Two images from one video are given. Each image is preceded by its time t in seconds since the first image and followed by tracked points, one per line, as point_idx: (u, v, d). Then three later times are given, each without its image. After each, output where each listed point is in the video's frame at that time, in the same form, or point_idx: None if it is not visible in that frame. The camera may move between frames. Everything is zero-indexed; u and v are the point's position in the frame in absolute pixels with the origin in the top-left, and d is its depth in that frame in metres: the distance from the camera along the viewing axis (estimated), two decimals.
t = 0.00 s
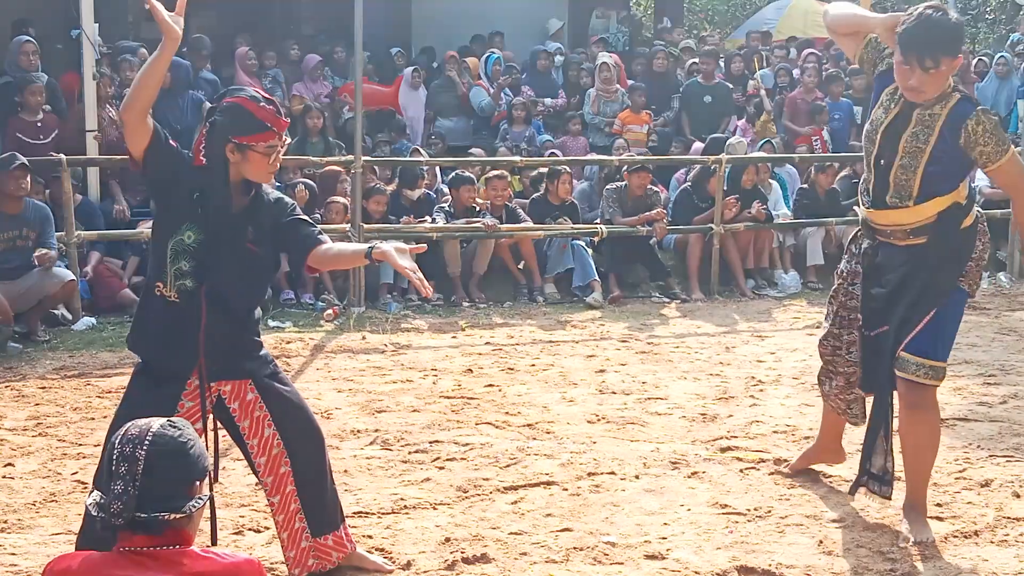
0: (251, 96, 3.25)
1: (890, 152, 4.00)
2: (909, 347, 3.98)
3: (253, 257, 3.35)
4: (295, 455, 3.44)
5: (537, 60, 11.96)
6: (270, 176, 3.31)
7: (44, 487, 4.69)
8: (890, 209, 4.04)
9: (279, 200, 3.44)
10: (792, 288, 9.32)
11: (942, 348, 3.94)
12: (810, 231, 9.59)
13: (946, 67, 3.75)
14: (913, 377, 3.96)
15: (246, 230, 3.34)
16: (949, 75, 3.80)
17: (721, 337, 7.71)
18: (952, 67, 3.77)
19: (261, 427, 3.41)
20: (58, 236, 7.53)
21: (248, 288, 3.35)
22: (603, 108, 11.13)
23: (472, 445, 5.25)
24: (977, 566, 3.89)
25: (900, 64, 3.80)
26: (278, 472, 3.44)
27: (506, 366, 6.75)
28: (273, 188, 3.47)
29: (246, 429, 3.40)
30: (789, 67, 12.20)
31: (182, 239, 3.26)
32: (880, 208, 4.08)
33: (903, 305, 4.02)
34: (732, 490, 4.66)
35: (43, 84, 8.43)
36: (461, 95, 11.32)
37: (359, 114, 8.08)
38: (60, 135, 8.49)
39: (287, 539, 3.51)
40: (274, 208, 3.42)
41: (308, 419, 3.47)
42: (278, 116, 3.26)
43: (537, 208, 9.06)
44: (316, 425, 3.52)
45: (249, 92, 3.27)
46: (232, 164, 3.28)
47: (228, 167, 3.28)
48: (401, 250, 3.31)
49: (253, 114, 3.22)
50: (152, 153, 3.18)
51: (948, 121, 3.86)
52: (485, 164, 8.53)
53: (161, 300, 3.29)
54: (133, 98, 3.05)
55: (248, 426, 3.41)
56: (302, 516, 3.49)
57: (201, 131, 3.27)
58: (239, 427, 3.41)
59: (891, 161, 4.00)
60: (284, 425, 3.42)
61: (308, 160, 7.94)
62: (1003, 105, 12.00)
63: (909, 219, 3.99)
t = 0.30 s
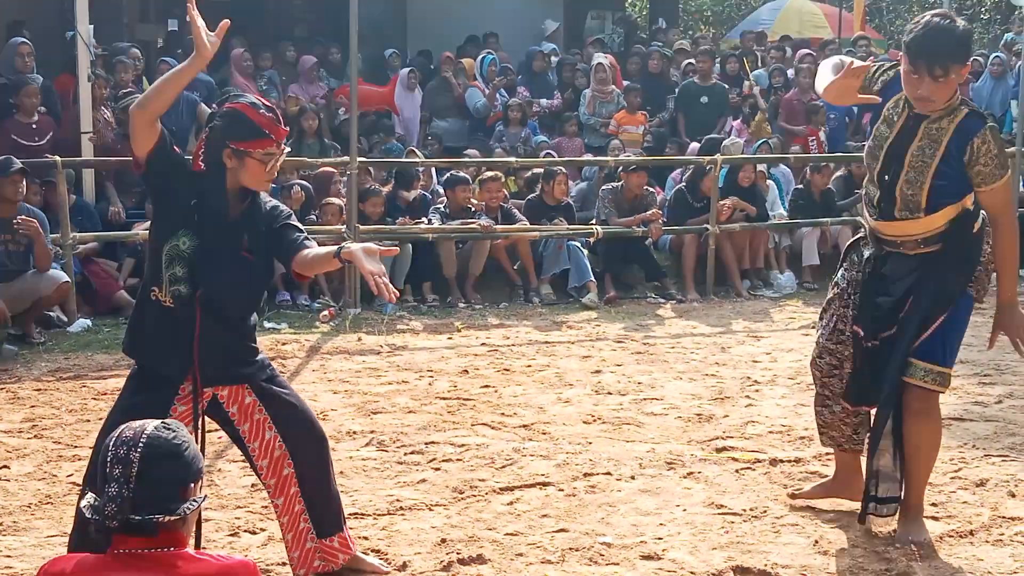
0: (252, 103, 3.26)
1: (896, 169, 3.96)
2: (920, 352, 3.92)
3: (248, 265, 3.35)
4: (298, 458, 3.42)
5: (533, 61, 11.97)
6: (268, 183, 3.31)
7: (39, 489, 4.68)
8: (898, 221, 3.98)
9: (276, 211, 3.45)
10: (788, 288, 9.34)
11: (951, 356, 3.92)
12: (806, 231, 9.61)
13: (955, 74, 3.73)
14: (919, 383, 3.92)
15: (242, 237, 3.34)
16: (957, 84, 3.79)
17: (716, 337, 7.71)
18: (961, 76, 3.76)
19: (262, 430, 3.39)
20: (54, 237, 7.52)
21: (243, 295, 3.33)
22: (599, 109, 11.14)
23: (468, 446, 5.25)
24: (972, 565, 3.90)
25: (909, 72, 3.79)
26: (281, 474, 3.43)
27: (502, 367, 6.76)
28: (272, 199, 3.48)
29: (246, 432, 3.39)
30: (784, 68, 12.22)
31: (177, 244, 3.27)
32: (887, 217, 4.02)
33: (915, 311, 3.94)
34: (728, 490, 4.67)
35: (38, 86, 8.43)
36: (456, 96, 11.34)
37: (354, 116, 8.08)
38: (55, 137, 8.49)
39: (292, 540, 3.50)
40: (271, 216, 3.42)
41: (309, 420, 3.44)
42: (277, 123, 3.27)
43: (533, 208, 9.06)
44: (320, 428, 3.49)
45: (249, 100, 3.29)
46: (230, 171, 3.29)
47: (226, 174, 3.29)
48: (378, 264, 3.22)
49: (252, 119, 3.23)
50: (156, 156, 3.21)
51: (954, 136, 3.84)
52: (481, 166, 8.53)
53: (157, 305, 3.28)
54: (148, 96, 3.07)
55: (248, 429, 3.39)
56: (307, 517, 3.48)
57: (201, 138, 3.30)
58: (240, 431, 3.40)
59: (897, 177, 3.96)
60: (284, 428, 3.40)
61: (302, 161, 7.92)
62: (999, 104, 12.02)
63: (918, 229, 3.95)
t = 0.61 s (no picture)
0: (257, 111, 3.25)
1: (885, 188, 3.82)
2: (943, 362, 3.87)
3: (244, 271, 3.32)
4: (303, 458, 3.42)
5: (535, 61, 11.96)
6: (266, 190, 3.29)
7: (41, 489, 4.69)
8: (898, 233, 3.84)
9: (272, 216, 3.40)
10: (790, 288, 9.34)
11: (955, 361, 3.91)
12: (807, 232, 9.61)
13: (938, 85, 3.57)
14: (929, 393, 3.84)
15: (239, 242, 3.32)
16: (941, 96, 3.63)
17: (718, 337, 7.71)
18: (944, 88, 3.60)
19: (266, 431, 3.40)
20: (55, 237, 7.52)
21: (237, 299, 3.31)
22: (601, 109, 11.14)
23: (470, 446, 5.25)
24: (974, 565, 3.90)
25: (891, 82, 3.62)
26: (287, 475, 3.43)
27: (503, 367, 6.76)
28: (271, 207, 3.44)
29: (251, 434, 3.39)
30: (785, 68, 12.21)
31: (173, 251, 3.27)
32: (881, 223, 3.88)
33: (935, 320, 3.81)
34: (730, 490, 4.67)
35: (40, 86, 8.43)
36: (458, 97, 11.35)
37: (356, 116, 8.08)
38: (56, 137, 8.49)
39: (304, 543, 3.50)
40: (268, 222, 3.38)
41: (311, 419, 3.44)
42: (280, 131, 3.24)
43: (534, 209, 9.06)
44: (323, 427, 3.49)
45: (253, 107, 3.28)
46: (229, 176, 3.28)
47: (225, 180, 3.29)
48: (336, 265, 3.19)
49: (254, 126, 3.21)
50: (160, 162, 3.22)
51: (937, 153, 3.70)
52: (482, 166, 8.53)
53: (156, 310, 3.29)
54: (158, 114, 3.10)
55: (252, 431, 3.39)
56: (317, 518, 3.48)
57: (203, 145, 3.30)
58: (244, 433, 3.40)
59: (886, 195, 3.82)
60: (288, 428, 3.40)
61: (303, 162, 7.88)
62: (1000, 104, 12.02)
63: (916, 240, 3.82)
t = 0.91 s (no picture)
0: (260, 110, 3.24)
1: (856, 187, 3.68)
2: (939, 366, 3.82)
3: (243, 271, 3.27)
4: (303, 458, 3.42)
5: (537, 61, 11.95)
6: (266, 191, 3.28)
7: (42, 489, 4.69)
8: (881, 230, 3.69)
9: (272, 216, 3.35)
10: (792, 288, 9.33)
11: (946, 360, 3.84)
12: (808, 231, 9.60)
13: (878, 66, 3.44)
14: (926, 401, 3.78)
15: (238, 243, 3.28)
16: (884, 76, 3.50)
17: (720, 337, 7.70)
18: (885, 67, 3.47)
19: (266, 431, 3.39)
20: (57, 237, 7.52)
21: (235, 300, 3.29)
22: (603, 109, 11.14)
23: (471, 445, 5.25)
24: (976, 566, 3.89)
25: (833, 77, 3.49)
26: (288, 474, 3.43)
27: (505, 367, 6.76)
28: (274, 209, 3.39)
29: (251, 434, 3.39)
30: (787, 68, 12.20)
31: (173, 251, 3.27)
32: (863, 224, 3.74)
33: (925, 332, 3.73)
34: (731, 490, 4.67)
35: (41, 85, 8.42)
36: (459, 96, 11.36)
37: (357, 116, 8.05)
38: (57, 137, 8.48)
39: (305, 542, 3.50)
40: (268, 222, 3.32)
41: (312, 419, 3.44)
42: (281, 132, 3.23)
43: (536, 208, 9.06)
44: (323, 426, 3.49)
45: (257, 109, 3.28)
46: (230, 177, 3.28)
47: (226, 181, 3.29)
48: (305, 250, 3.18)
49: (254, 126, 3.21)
50: (161, 163, 3.24)
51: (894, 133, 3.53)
52: (483, 165, 8.53)
53: (156, 310, 3.29)
54: (159, 123, 3.13)
55: (251, 431, 3.39)
56: (319, 517, 3.48)
57: (207, 147, 3.32)
58: (244, 432, 3.40)
59: (859, 192, 3.67)
60: (288, 428, 3.39)
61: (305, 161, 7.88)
62: (1002, 104, 12.00)
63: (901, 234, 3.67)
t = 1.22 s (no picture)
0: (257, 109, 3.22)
1: (829, 209, 3.55)
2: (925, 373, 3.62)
3: (243, 270, 3.27)
4: (297, 457, 3.42)
5: (534, 61, 11.94)
6: (264, 189, 3.28)
7: (39, 490, 4.69)
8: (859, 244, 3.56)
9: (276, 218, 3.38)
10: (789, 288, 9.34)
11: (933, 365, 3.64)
12: (805, 231, 9.59)
13: (826, 88, 3.32)
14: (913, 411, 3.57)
15: (237, 243, 3.28)
16: (834, 96, 3.38)
17: (717, 337, 7.71)
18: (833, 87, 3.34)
19: (260, 430, 3.39)
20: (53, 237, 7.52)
21: (234, 299, 3.29)
22: (599, 109, 11.14)
23: (468, 446, 5.25)
24: (972, 565, 3.90)
25: (783, 105, 3.37)
26: (280, 473, 3.43)
27: (502, 367, 6.76)
28: (272, 209, 3.42)
29: (244, 432, 3.38)
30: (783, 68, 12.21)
31: (172, 249, 3.25)
32: (842, 240, 3.60)
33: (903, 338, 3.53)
34: (728, 490, 4.67)
35: (38, 86, 8.42)
36: (456, 96, 11.36)
37: (354, 116, 8.01)
38: (54, 138, 8.48)
39: (294, 539, 3.50)
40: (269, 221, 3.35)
41: (306, 418, 3.44)
42: (280, 131, 3.24)
43: (534, 208, 9.05)
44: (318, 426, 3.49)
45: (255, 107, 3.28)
46: (229, 176, 3.29)
47: (226, 180, 3.30)
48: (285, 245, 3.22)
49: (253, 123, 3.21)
50: (159, 165, 3.23)
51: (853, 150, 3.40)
52: (480, 165, 8.53)
53: (152, 308, 3.26)
54: (153, 131, 3.13)
55: (246, 430, 3.38)
56: (309, 516, 3.48)
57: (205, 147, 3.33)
58: (238, 431, 3.39)
59: (833, 214, 3.55)
60: (283, 427, 3.39)
61: (302, 163, 7.86)
62: (999, 103, 11.98)
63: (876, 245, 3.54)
